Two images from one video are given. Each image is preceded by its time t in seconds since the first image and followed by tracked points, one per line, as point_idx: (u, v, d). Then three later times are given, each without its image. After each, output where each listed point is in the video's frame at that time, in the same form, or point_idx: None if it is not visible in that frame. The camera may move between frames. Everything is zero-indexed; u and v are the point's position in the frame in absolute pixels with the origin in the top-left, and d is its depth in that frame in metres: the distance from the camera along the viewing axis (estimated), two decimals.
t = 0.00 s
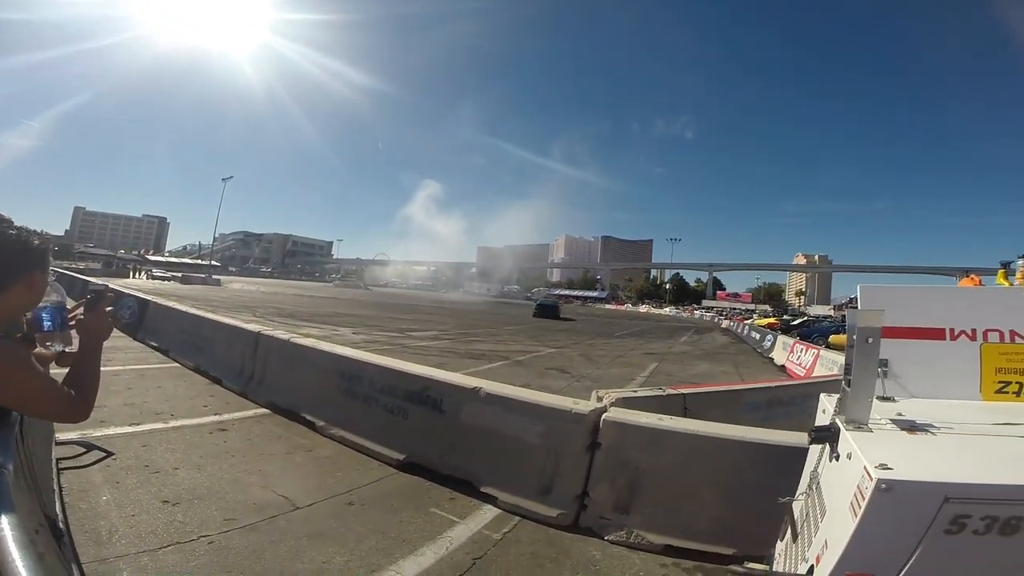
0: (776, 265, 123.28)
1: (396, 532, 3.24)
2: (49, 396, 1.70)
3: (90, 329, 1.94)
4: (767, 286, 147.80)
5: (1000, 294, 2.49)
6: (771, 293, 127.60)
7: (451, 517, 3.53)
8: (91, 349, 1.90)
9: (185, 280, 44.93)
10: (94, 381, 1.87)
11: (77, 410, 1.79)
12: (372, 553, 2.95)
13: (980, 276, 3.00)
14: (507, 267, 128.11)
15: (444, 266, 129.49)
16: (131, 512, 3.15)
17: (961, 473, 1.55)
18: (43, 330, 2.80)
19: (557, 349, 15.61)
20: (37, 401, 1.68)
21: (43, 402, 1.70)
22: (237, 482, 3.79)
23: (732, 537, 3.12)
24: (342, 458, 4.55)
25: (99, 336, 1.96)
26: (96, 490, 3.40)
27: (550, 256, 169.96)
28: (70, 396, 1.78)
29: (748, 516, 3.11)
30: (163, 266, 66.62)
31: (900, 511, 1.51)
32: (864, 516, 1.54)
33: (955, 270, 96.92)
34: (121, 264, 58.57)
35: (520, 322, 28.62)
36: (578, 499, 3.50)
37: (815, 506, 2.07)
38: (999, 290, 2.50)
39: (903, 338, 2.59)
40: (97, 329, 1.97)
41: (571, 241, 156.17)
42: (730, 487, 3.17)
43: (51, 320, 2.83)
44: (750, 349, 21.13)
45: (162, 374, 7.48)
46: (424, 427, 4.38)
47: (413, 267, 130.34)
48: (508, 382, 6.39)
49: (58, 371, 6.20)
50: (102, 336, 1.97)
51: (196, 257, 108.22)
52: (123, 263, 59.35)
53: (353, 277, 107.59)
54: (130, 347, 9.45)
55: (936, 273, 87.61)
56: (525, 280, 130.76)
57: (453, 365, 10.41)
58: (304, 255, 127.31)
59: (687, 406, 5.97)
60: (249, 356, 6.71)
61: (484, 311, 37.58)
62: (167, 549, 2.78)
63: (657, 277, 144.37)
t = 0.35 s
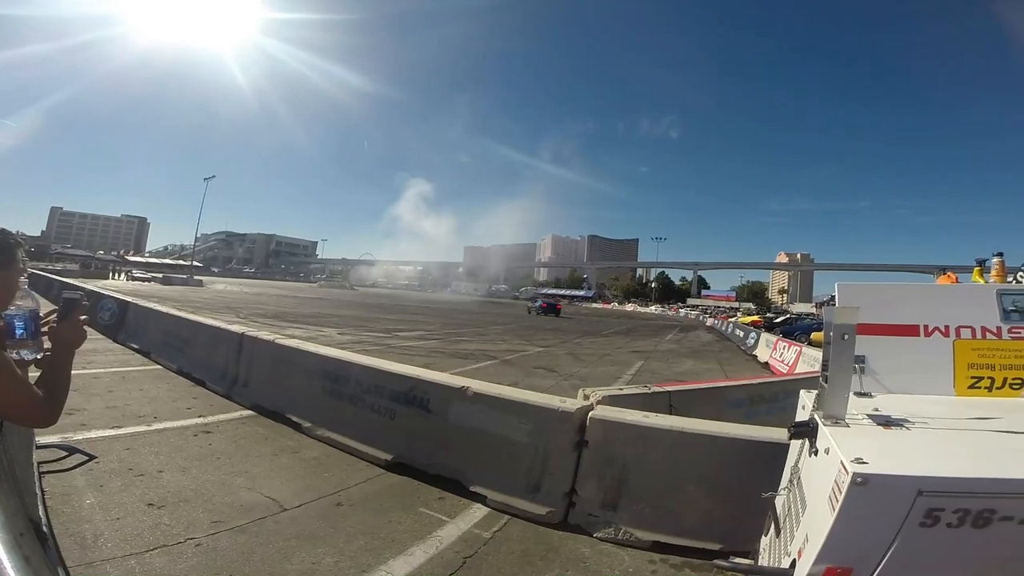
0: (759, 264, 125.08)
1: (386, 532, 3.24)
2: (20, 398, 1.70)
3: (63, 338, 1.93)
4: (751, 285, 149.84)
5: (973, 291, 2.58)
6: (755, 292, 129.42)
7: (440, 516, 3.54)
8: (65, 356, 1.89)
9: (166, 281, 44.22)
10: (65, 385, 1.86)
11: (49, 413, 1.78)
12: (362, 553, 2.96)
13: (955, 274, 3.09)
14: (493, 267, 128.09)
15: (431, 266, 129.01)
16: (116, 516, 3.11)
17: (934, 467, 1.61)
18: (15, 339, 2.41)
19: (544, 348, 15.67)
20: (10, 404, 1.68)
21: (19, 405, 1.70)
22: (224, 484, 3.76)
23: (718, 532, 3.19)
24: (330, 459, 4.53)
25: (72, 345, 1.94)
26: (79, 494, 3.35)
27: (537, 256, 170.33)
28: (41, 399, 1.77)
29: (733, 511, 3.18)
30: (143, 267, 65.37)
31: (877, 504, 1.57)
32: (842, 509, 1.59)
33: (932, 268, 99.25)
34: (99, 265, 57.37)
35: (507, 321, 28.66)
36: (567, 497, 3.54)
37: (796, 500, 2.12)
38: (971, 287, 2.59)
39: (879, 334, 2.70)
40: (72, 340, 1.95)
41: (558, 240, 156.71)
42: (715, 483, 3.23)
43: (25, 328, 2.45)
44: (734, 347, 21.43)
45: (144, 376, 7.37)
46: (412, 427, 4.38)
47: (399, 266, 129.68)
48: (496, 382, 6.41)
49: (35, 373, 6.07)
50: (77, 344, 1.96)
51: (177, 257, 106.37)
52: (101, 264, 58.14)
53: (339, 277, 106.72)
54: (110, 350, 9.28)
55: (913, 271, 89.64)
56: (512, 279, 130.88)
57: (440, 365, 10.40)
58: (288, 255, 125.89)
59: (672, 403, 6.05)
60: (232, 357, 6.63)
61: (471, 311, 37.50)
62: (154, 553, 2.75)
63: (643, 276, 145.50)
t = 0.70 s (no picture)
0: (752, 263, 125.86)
1: (383, 532, 3.25)
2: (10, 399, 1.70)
3: (56, 340, 1.92)
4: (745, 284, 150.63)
5: (962, 290, 2.61)
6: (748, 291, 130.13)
7: (437, 516, 3.55)
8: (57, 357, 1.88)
9: (159, 282, 44.05)
10: (56, 386, 1.85)
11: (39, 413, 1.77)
12: (359, 554, 2.96)
13: (947, 273, 3.12)
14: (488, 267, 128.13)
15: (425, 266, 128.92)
16: (112, 518, 3.09)
17: (924, 464, 1.64)
18: (11, 339, 2.38)
19: (540, 348, 15.68)
20: None
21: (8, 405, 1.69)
22: (220, 486, 3.75)
23: (713, 530, 3.21)
24: (326, 460, 4.53)
25: (66, 347, 1.94)
26: (74, 496, 3.33)
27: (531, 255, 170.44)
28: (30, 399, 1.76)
29: (729, 509, 3.20)
30: (135, 268, 64.96)
31: (868, 500, 1.59)
32: (834, 506, 1.62)
33: (923, 267, 100.24)
34: (90, 266, 56.96)
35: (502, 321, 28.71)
36: (563, 496, 3.56)
37: (790, 497, 2.15)
38: (962, 286, 2.62)
39: (870, 333, 2.74)
40: (65, 342, 1.95)
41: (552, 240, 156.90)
42: (710, 482, 3.26)
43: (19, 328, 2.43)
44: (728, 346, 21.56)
45: (137, 378, 7.33)
46: (408, 428, 4.38)
47: (394, 267, 129.48)
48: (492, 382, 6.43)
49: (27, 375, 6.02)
50: (71, 345, 1.95)
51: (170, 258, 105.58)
52: (93, 265, 57.76)
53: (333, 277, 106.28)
54: (102, 351, 9.22)
55: (904, 270, 90.44)
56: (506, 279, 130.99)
57: (436, 366, 10.41)
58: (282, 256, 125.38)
59: (667, 402, 6.09)
60: (227, 358, 6.60)
61: (466, 311, 37.49)
62: (150, 555, 2.74)
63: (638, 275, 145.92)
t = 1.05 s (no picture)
0: (759, 265, 125.17)
1: (390, 533, 3.26)
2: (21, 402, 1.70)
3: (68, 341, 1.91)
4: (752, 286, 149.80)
5: (972, 290, 2.60)
6: (755, 292, 129.40)
7: (444, 518, 3.55)
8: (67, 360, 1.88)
9: (168, 284, 44.47)
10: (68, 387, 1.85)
11: (51, 414, 1.78)
12: (367, 555, 2.97)
13: (956, 273, 3.10)
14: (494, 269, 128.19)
15: (431, 268, 129.15)
16: (122, 519, 3.12)
17: (935, 466, 1.62)
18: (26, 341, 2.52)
19: (546, 350, 15.66)
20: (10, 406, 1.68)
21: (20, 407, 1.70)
22: (229, 487, 3.77)
23: (721, 532, 3.19)
24: (334, 461, 4.55)
25: (77, 349, 1.93)
26: (85, 497, 3.36)
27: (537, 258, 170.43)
28: (41, 400, 1.77)
29: (736, 511, 3.19)
30: (144, 271, 65.58)
31: (878, 502, 1.58)
32: (845, 508, 1.60)
33: (933, 268, 99.24)
34: (101, 268, 57.57)
35: (508, 323, 28.68)
36: (570, 498, 3.55)
37: (800, 499, 2.13)
38: (971, 288, 2.60)
39: (880, 334, 2.71)
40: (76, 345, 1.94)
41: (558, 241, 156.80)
42: (718, 484, 3.24)
43: (36, 332, 2.55)
44: (735, 347, 21.43)
45: (147, 379, 7.40)
46: (415, 430, 4.39)
47: (400, 269, 129.87)
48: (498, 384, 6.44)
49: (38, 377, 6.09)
50: (83, 347, 1.96)
51: (178, 261, 106.48)
52: (103, 267, 58.34)
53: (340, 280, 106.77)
54: (112, 353, 9.30)
55: (914, 271, 89.60)
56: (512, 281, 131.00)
57: (442, 368, 10.43)
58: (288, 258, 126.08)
59: (674, 404, 6.07)
60: (235, 360, 6.65)
61: (472, 313, 37.54)
62: (159, 555, 2.76)
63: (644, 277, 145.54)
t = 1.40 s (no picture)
0: (775, 270, 123.51)
1: (402, 537, 3.26)
2: (49, 401, 1.72)
3: (90, 340, 1.95)
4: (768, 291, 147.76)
5: (998, 296, 2.52)
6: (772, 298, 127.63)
7: (456, 522, 3.54)
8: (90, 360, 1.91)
9: (187, 287, 45.35)
10: (91, 386, 1.88)
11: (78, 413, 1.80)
12: (379, 558, 2.97)
13: (981, 277, 3.02)
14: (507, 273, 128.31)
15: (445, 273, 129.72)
16: (139, 518, 3.17)
17: (960, 472, 1.58)
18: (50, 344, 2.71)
19: (559, 354, 15.60)
20: (40, 404, 1.70)
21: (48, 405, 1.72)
22: (244, 488, 3.81)
23: (737, 539, 3.14)
24: (347, 464, 4.57)
25: (99, 347, 1.97)
26: (104, 496, 3.42)
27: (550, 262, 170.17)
28: (69, 398, 1.79)
29: (752, 518, 3.13)
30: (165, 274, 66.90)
31: (902, 510, 1.53)
32: (866, 515, 1.56)
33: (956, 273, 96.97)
34: (123, 272, 58.87)
35: (521, 327, 28.65)
36: (583, 503, 3.52)
37: (819, 506, 2.08)
38: (997, 292, 2.52)
39: (903, 340, 2.62)
40: (98, 343, 1.98)
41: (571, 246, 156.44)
42: (734, 491, 3.18)
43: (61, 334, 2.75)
44: (752, 353, 21.13)
45: (166, 381, 7.53)
46: (428, 434, 4.39)
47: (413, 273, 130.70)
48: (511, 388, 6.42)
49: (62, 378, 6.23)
50: (104, 346, 1.99)
51: (197, 265, 108.37)
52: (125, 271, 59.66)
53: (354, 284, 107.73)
54: (133, 355, 9.49)
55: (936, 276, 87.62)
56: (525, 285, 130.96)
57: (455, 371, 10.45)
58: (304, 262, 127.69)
59: (689, 410, 6.00)
60: (252, 362, 6.74)
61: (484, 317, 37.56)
62: (174, 556, 2.79)
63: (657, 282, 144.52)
